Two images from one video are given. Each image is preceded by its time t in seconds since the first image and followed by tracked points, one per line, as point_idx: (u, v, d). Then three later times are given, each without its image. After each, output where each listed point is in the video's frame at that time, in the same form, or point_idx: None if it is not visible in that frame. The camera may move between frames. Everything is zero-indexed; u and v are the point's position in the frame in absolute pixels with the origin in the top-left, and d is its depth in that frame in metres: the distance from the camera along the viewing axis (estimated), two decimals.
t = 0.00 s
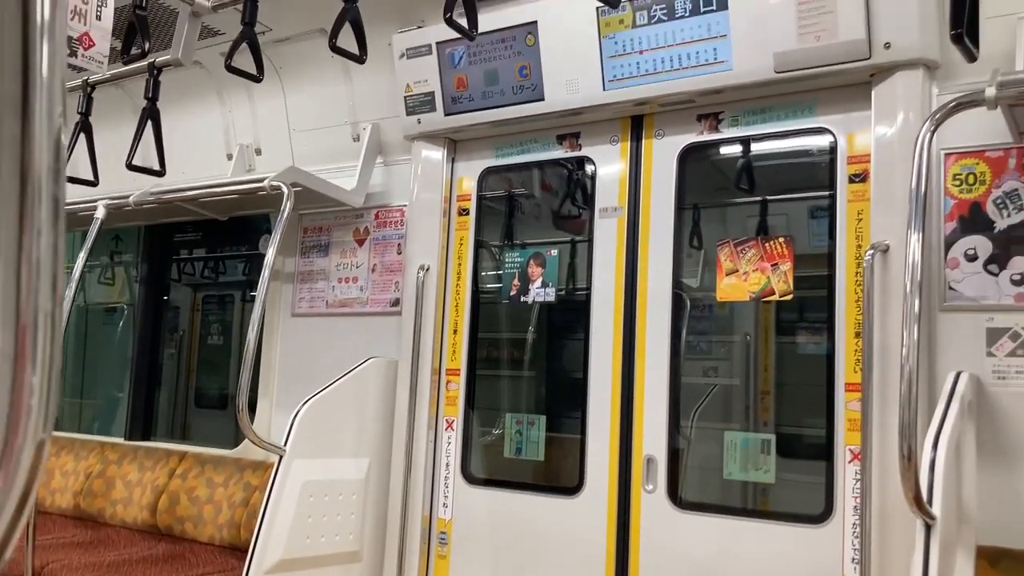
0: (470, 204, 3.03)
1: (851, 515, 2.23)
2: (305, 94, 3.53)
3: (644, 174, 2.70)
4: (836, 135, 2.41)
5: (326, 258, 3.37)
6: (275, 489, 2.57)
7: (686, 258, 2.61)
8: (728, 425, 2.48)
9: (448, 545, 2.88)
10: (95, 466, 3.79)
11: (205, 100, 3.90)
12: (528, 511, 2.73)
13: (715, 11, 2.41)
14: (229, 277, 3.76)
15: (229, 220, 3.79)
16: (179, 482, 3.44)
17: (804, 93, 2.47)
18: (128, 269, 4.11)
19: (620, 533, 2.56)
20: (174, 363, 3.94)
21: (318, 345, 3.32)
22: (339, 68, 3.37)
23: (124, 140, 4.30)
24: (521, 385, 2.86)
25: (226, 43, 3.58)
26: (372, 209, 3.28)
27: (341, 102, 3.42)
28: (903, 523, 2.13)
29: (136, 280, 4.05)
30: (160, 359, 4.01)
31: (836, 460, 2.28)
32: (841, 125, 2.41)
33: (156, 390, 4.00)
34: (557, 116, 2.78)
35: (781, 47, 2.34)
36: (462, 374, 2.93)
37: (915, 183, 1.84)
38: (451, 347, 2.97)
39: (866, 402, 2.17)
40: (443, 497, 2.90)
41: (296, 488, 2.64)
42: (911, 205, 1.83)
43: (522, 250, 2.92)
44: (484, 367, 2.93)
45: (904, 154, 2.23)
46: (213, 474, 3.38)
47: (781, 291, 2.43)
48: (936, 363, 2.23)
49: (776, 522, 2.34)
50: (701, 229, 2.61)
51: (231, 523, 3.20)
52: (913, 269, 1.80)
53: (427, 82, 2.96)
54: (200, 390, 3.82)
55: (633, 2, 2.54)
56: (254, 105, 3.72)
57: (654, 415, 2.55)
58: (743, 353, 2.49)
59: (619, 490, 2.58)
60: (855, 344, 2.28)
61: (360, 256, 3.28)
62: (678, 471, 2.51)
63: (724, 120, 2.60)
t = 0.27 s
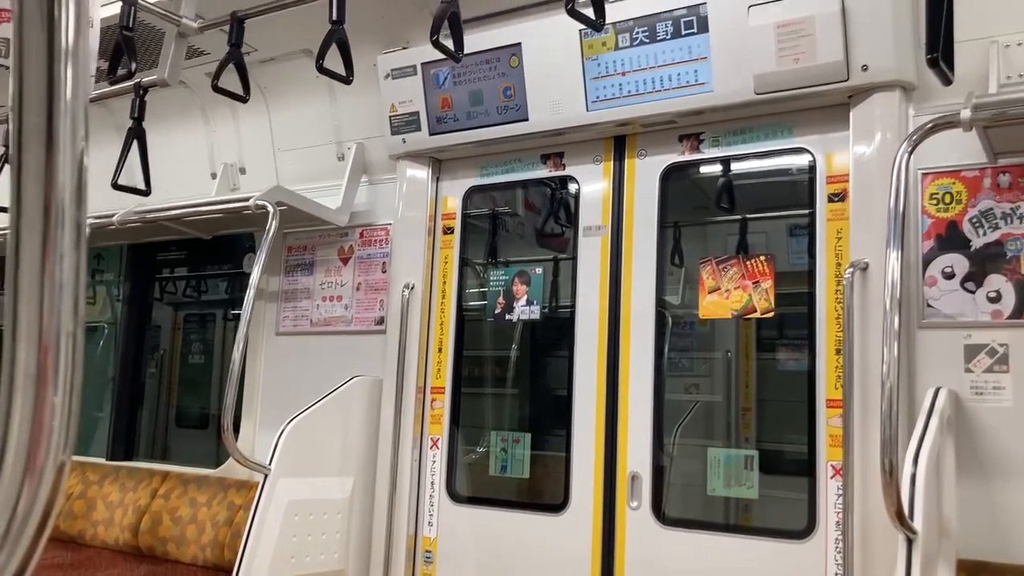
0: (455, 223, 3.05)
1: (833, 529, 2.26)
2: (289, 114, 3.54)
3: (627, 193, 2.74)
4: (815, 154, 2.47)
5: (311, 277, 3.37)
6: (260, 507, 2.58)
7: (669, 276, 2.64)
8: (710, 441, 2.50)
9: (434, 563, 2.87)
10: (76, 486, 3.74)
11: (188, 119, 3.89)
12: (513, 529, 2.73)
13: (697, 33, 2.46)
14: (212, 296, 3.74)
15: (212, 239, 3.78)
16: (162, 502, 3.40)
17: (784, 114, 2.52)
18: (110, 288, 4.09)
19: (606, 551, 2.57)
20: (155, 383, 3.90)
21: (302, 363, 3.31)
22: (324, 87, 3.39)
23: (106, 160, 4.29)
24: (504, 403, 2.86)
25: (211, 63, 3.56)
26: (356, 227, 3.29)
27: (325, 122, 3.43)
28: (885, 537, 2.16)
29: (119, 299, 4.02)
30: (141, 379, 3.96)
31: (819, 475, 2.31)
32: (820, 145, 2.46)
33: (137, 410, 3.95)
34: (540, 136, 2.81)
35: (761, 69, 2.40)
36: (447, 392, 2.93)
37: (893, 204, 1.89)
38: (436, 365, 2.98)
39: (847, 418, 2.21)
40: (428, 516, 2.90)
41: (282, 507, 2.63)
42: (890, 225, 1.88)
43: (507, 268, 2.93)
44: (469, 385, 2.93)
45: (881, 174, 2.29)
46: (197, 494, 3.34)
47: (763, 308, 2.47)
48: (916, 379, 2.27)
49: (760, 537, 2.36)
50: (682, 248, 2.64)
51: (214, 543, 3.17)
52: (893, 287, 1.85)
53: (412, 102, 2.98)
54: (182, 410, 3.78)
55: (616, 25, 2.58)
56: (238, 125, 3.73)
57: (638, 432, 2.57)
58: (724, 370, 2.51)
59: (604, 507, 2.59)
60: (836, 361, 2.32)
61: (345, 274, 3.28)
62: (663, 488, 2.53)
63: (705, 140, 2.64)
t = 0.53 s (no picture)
0: (439, 230, 3.04)
1: (819, 535, 2.26)
2: (271, 121, 3.53)
3: (611, 201, 2.74)
4: (798, 161, 2.48)
5: (293, 285, 3.34)
6: (241, 523, 2.53)
7: (653, 283, 2.64)
8: (695, 449, 2.50)
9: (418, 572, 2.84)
10: (55, 498, 3.68)
11: (170, 127, 3.86)
12: (499, 538, 2.71)
13: (680, 41, 2.47)
14: (193, 305, 3.71)
15: (194, 247, 3.75)
16: (142, 513, 3.35)
17: (766, 121, 2.54)
18: (91, 298, 4.04)
19: (591, 559, 2.55)
20: (136, 393, 3.85)
21: (285, 372, 3.28)
22: (307, 95, 3.37)
23: (87, 168, 4.25)
24: (489, 412, 2.85)
25: (193, 70, 3.54)
26: (339, 235, 3.27)
27: (309, 129, 3.42)
28: (870, 542, 2.15)
29: (100, 309, 3.97)
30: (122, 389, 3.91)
31: (804, 481, 2.31)
32: (803, 152, 2.47)
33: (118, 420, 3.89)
34: (524, 143, 2.80)
35: (744, 76, 2.41)
36: (431, 401, 2.91)
37: (876, 210, 1.90)
38: (420, 373, 2.96)
39: (831, 424, 2.21)
40: (413, 525, 2.87)
41: (264, 517, 2.60)
42: (873, 231, 1.89)
43: (492, 276, 2.92)
44: (454, 394, 2.91)
45: (864, 180, 2.30)
46: (178, 505, 3.30)
47: (747, 314, 2.47)
48: (899, 384, 2.28)
49: (745, 544, 2.35)
50: (667, 255, 2.64)
51: (196, 554, 3.12)
52: (877, 293, 1.86)
53: (395, 109, 2.97)
54: (163, 420, 3.73)
55: (599, 32, 2.59)
56: (221, 133, 3.70)
57: (623, 440, 2.56)
58: (710, 377, 2.51)
59: (589, 515, 2.58)
60: (819, 367, 2.33)
61: (327, 282, 3.26)
62: (648, 496, 2.52)
63: (689, 147, 2.65)
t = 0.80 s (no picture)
0: (421, 232, 3.04)
1: (799, 536, 2.27)
2: (254, 123, 3.52)
3: (593, 204, 2.75)
4: (779, 164, 2.49)
5: (276, 287, 3.34)
6: (223, 523, 2.54)
7: (635, 285, 2.65)
8: (678, 451, 2.50)
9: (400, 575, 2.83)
10: (35, 502, 3.65)
11: (152, 129, 3.84)
12: (481, 540, 2.71)
13: (661, 44, 2.48)
14: (176, 308, 3.69)
15: (177, 249, 3.73)
16: (123, 517, 3.33)
17: (747, 124, 2.55)
18: (73, 301, 4.01)
19: (573, 561, 2.56)
20: (118, 397, 3.83)
21: (267, 375, 3.27)
22: (290, 97, 3.37)
23: (69, 170, 4.22)
24: (473, 416, 2.85)
25: (174, 72, 3.53)
26: (322, 238, 3.26)
27: (291, 132, 3.41)
28: (849, 543, 2.17)
29: (80, 312, 3.95)
30: (104, 392, 3.89)
31: (784, 483, 2.32)
32: (783, 154, 2.49)
33: (100, 424, 3.87)
34: (507, 146, 2.81)
35: (725, 79, 2.42)
36: (414, 404, 2.91)
37: (854, 212, 1.91)
38: (403, 375, 2.95)
39: (811, 425, 2.22)
40: (395, 528, 2.87)
41: (245, 520, 2.60)
42: (851, 233, 1.90)
43: (474, 278, 2.93)
44: (437, 397, 2.91)
45: (843, 183, 2.32)
46: (160, 508, 3.28)
47: (728, 316, 2.48)
48: (878, 385, 2.29)
49: (726, 544, 2.36)
50: (650, 258, 2.65)
51: (177, 558, 3.10)
52: (855, 295, 1.87)
53: (378, 111, 2.97)
54: (145, 424, 3.71)
55: (581, 35, 2.60)
56: (203, 135, 3.69)
57: (606, 442, 2.57)
58: (692, 380, 2.52)
59: (572, 516, 2.58)
60: (800, 369, 2.34)
61: (310, 285, 3.25)
62: (630, 497, 2.53)
63: (670, 149, 2.66)
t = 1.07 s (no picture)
0: (408, 233, 3.04)
1: (783, 536, 2.28)
2: (241, 124, 3.51)
3: (580, 206, 2.75)
4: (764, 166, 2.50)
5: (262, 288, 3.33)
6: (208, 524, 2.54)
7: (621, 286, 2.65)
8: (665, 451, 2.51)
9: None
10: (19, 505, 3.63)
11: (138, 130, 3.83)
12: (467, 541, 2.72)
13: (647, 46, 2.49)
14: (162, 310, 3.68)
15: (163, 251, 3.72)
16: (108, 520, 3.32)
17: (732, 126, 2.56)
18: (58, 302, 3.99)
19: (559, 561, 2.56)
20: (104, 399, 3.81)
21: (254, 376, 3.26)
22: (276, 98, 3.36)
23: (54, 171, 4.20)
24: (460, 417, 2.85)
25: (160, 73, 3.52)
26: (309, 239, 3.26)
27: (278, 133, 3.40)
28: (833, 542, 2.18)
29: (66, 313, 3.93)
30: (90, 394, 3.87)
31: (769, 483, 2.33)
32: (768, 156, 2.50)
33: (86, 426, 3.85)
34: (493, 147, 2.81)
35: (710, 81, 2.43)
36: (400, 405, 2.91)
37: (837, 213, 1.92)
38: (389, 377, 2.95)
39: (795, 425, 2.23)
40: (382, 529, 2.87)
41: (230, 522, 2.59)
42: (834, 234, 1.91)
43: (461, 279, 2.93)
44: (424, 398, 2.92)
45: (827, 184, 2.33)
46: (145, 510, 3.27)
47: (713, 317, 2.49)
48: (862, 386, 2.31)
49: (711, 545, 2.37)
50: (636, 259, 2.66)
51: (163, 561, 3.09)
52: (837, 296, 1.88)
53: (364, 112, 2.97)
54: (131, 426, 3.70)
55: (568, 36, 2.60)
56: (189, 136, 3.68)
57: (592, 443, 2.57)
58: (679, 381, 2.53)
59: (558, 516, 2.59)
60: (784, 370, 2.35)
61: (296, 286, 3.24)
62: (616, 497, 2.53)
63: (656, 151, 2.67)
